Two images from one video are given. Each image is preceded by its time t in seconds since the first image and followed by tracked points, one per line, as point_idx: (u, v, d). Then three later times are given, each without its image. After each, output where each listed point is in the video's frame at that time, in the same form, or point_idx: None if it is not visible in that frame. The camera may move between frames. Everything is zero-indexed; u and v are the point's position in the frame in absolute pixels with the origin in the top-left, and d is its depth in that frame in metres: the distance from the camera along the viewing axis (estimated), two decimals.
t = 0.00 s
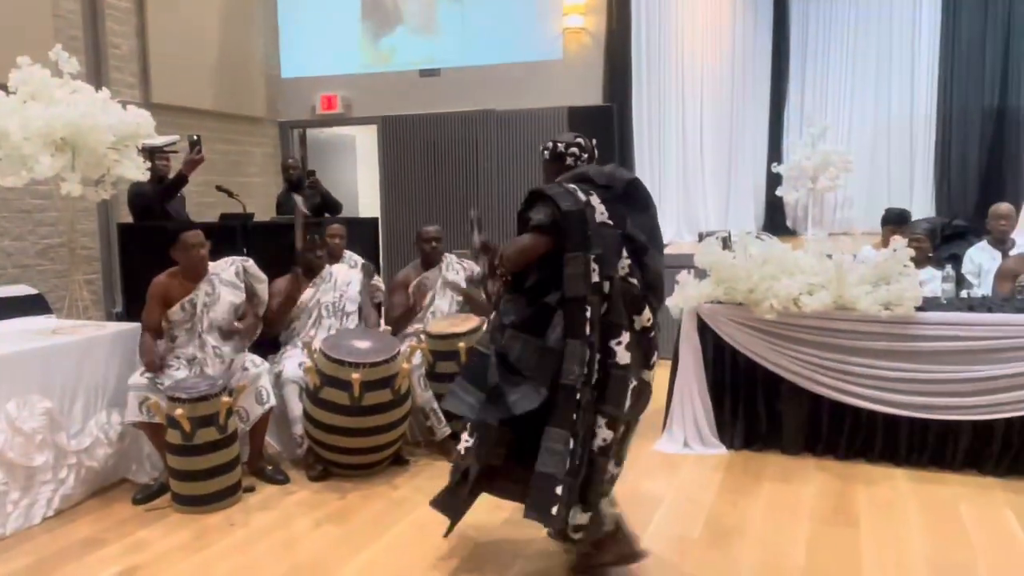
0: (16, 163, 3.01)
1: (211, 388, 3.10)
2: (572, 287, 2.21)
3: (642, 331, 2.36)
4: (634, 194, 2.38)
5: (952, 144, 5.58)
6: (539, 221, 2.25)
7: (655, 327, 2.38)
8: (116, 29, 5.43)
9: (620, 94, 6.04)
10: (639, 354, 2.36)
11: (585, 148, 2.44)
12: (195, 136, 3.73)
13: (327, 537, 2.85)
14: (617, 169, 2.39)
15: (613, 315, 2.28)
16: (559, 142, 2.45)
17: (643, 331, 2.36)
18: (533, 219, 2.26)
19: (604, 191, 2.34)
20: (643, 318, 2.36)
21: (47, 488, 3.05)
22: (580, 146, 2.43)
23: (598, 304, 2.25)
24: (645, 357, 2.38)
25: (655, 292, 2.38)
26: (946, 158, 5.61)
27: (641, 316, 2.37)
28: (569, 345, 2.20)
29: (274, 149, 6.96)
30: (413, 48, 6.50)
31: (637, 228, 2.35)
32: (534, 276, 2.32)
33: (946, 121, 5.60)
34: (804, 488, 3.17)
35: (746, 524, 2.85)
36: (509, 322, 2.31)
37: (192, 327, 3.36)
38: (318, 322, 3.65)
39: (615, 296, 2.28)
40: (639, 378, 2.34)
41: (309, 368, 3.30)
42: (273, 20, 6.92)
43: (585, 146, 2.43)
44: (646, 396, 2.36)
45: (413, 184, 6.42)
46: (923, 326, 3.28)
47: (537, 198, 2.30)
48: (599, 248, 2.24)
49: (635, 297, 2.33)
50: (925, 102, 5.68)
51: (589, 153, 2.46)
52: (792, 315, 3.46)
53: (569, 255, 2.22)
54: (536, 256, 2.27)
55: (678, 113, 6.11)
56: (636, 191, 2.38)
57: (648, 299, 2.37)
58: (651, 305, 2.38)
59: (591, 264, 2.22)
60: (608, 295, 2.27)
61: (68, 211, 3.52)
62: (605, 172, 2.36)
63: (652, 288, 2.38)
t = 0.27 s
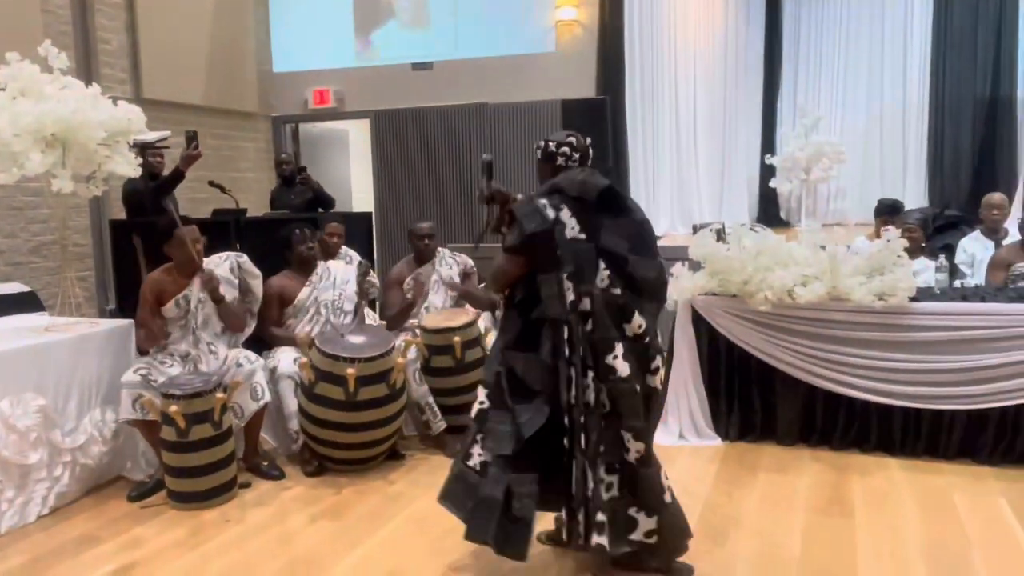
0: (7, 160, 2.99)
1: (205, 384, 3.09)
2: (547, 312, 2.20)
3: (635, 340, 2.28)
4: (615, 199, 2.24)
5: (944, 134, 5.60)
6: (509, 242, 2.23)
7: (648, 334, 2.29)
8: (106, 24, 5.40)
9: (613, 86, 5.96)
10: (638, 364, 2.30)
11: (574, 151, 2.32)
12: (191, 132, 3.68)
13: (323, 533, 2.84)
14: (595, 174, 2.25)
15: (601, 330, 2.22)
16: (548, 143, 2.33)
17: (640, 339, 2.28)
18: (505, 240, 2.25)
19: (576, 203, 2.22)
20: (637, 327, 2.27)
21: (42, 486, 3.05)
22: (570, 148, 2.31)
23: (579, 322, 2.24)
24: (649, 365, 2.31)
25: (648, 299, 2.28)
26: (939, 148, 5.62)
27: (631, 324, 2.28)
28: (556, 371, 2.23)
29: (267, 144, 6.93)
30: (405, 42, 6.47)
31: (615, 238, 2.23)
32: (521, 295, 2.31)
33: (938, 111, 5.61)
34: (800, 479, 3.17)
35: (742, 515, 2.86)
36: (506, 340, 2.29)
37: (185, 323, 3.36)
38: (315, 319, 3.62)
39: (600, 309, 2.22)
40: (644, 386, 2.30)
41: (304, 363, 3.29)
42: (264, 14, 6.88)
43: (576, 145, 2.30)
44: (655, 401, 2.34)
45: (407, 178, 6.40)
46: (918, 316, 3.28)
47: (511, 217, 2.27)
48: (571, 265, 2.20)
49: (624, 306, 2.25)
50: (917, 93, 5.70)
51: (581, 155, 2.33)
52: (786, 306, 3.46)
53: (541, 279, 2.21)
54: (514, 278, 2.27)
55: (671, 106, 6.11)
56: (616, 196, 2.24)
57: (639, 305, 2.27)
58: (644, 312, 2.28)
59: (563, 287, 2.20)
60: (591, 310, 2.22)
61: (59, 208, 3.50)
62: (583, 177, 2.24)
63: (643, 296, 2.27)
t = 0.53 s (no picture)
0: (2, 155, 2.98)
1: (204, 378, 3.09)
2: (517, 320, 2.19)
3: (602, 348, 2.28)
4: (585, 204, 2.24)
5: (943, 124, 5.59)
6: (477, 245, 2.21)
7: (616, 341, 2.27)
8: (100, 18, 5.37)
9: (611, 76, 6.02)
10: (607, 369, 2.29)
11: (548, 141, 2.30)
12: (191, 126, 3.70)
13: (323, 525, 2.85)
14: (568, 173, 2.24)
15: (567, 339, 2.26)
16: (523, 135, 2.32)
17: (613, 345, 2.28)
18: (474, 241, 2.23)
19: (545, 206, 2.22)
20: (607, 334, 2.26)
21: (42, 481, 3.04)
22: (545, 138, 2.30)
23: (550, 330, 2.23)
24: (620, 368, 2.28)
25: (619, 304, 2.26)
26: (937, 138, 5.62)
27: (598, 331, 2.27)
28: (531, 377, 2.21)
29: (264, 138, 6.92)
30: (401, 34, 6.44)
31: (583, 245, 2.23)
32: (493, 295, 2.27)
33: (937, 101, 5.60)
34: (800, 469, 3.18)
35: (742, 505, 2.87)
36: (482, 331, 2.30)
37: (183, 318, 3.34)
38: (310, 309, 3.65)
39: (569, 318, 2.26)
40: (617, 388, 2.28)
41: (302, 356, 3.29)
42: (260, 7, 6.85)
43: (550, 135, 2.29)
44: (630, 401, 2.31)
45: (404, 172, 6.38)
46: (917, 305, 3.28)
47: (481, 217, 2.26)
48: (539, 273, 2.21)
49: (592, 315, 2.26)
50: (915, 83, 5.69)
51: (556, 145, 2.31)
52: (785, 296, 3.46)
53: (509, 285, 2.20)
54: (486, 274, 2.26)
55: (669, 97, 6.09)
56: (587, 200, 2.24)
57: (609, 313, 2.26)
58: (614, 320, 2.26)
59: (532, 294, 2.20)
60: (557, 319, 2.24)
61: (56, 202, 3.49)
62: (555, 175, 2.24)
63: (613, 302, 2.26)
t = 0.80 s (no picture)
0: (2, 153, 2.97)
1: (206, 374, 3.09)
2: (500, 308, 2.13)
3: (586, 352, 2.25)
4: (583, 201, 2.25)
5: (944, 117, 5.58)
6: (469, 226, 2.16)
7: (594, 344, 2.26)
8: (99, 15, 5.36)
9: (611, 71, 5.98)
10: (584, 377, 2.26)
11: (536, 141, 2.28)
12: (194, 123, 3.66)
13: (326, 521, 2.85)
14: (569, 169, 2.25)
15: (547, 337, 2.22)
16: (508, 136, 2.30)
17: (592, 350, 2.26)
18: (466, 223, 2.17)
19: (546, 196, 2.21)
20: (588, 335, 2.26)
21: (45, 478, 3.05)
22: (533, 138, 2.27)
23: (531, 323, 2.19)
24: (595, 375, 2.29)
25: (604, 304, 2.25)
26: (938, 131, 5.61)
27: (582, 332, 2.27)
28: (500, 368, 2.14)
29: (264, 135, 6.92)
30: (401, 31, 6.44)
31: (579, 241, 2.23)
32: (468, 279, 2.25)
33: (937, 94, 5.59)
34: (802, 462, 3.18)
35: (745, 499, 2.87)
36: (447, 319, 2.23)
37: (186, 316, 3.35)
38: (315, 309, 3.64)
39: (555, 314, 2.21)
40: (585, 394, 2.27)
41: (304, 352, 3.29)
42: (259, 4, 6.85)
43: (539, 135, 2.27)
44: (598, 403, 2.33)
45: (404, 168, 6.37)
46: (919, 298, 3.27)
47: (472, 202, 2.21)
48: (530, 263, 2.17)
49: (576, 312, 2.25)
50: (915, 76, 5.68)
51: (544, 146, 2.29)
52: (786, 290, 3.46)
53: (498, 270, 2.13)
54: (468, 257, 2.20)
55: (670, 91, 6.07)
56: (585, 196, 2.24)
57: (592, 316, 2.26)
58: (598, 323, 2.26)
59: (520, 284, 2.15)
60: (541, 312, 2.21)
61: (57, 200, 3.49)
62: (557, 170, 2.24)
63: (598, 303, 2.26)
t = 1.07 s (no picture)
0: (3, 158, 2.98)
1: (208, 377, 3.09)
2: (496, 289, 2.05)
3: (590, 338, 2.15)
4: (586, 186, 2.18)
5: (944, 114, 5.58)
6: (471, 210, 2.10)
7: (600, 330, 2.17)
8: (99, 19, 5.37)
9: (610, 72, 5.99)
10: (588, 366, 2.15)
11: (538, 137, 2.24)
12: (197, 127, 3.68)
13: (328, 523, 2.85)
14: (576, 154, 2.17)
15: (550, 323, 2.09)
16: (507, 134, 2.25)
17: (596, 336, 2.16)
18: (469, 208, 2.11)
19: (550, 178, 2.14)
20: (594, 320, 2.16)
21: (47, 482, 3.05)
22: (534, 134, 2.23)
23: (531, 305, 2.09)
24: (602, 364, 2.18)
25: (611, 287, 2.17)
26: (939, 129, 5.61)
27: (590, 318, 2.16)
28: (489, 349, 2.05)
29: (264, 138, 6.93)
30: (400, 32, 6.44)
31: (584, 220, 2.14)
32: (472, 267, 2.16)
33: (938, 91, 5.59)
34: (803, 462, 3.18)
35: (747, 498, 2.87)
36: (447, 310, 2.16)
37: (187, 318, 3.35)
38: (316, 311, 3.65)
39: (558, 299, 2.10)
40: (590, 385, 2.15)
41: (305, 355, 3.29)
42: (259, 7, 6.86)
43: (539, 131, 2.23)
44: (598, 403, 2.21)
45: (405, 169, 6.38)
46: (920, 297, 3.27)
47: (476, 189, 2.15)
48: (531, 244, 2.08)
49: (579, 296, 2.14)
50: (916, 74, 5.68)
51: (545, 141, 2.25)
52: (787, 289, 3.46)
53: (498, 252, 2.07)
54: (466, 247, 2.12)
55: (670, 91, 6.07)
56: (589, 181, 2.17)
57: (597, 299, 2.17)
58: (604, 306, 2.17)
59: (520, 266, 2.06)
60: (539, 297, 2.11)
61: (58, 204, 3.49)
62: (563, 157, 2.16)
63: (604, 287, 2.16)
